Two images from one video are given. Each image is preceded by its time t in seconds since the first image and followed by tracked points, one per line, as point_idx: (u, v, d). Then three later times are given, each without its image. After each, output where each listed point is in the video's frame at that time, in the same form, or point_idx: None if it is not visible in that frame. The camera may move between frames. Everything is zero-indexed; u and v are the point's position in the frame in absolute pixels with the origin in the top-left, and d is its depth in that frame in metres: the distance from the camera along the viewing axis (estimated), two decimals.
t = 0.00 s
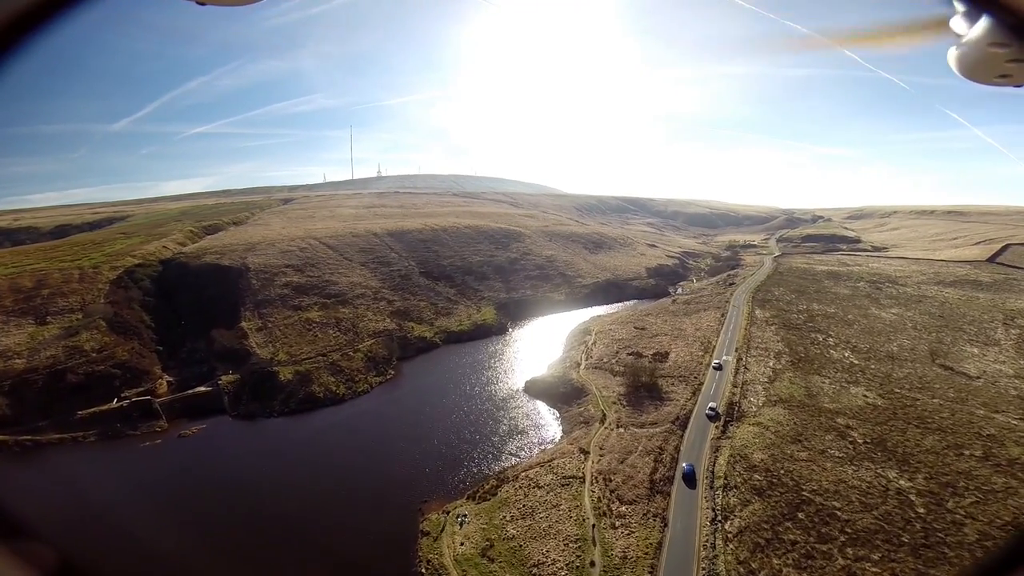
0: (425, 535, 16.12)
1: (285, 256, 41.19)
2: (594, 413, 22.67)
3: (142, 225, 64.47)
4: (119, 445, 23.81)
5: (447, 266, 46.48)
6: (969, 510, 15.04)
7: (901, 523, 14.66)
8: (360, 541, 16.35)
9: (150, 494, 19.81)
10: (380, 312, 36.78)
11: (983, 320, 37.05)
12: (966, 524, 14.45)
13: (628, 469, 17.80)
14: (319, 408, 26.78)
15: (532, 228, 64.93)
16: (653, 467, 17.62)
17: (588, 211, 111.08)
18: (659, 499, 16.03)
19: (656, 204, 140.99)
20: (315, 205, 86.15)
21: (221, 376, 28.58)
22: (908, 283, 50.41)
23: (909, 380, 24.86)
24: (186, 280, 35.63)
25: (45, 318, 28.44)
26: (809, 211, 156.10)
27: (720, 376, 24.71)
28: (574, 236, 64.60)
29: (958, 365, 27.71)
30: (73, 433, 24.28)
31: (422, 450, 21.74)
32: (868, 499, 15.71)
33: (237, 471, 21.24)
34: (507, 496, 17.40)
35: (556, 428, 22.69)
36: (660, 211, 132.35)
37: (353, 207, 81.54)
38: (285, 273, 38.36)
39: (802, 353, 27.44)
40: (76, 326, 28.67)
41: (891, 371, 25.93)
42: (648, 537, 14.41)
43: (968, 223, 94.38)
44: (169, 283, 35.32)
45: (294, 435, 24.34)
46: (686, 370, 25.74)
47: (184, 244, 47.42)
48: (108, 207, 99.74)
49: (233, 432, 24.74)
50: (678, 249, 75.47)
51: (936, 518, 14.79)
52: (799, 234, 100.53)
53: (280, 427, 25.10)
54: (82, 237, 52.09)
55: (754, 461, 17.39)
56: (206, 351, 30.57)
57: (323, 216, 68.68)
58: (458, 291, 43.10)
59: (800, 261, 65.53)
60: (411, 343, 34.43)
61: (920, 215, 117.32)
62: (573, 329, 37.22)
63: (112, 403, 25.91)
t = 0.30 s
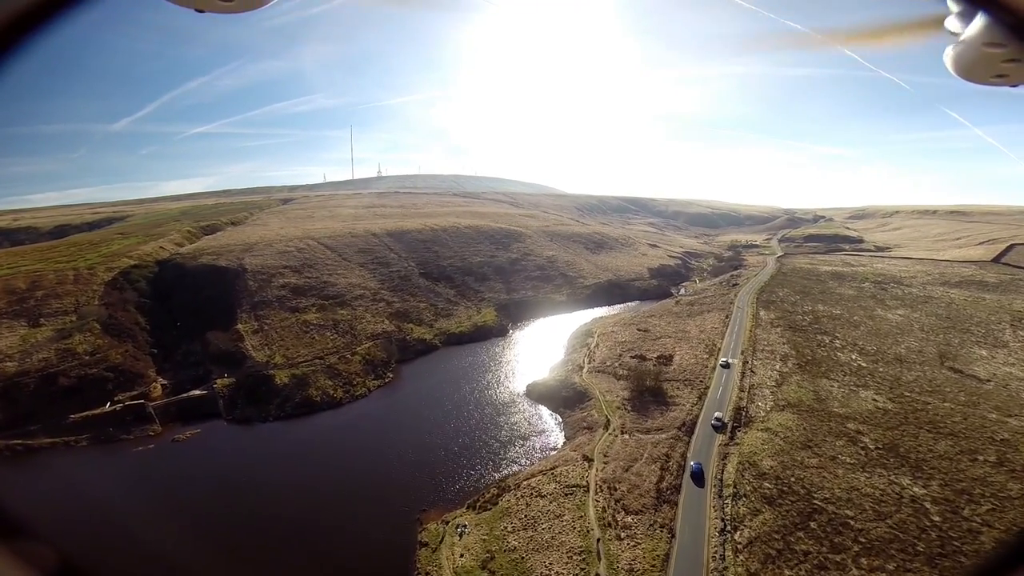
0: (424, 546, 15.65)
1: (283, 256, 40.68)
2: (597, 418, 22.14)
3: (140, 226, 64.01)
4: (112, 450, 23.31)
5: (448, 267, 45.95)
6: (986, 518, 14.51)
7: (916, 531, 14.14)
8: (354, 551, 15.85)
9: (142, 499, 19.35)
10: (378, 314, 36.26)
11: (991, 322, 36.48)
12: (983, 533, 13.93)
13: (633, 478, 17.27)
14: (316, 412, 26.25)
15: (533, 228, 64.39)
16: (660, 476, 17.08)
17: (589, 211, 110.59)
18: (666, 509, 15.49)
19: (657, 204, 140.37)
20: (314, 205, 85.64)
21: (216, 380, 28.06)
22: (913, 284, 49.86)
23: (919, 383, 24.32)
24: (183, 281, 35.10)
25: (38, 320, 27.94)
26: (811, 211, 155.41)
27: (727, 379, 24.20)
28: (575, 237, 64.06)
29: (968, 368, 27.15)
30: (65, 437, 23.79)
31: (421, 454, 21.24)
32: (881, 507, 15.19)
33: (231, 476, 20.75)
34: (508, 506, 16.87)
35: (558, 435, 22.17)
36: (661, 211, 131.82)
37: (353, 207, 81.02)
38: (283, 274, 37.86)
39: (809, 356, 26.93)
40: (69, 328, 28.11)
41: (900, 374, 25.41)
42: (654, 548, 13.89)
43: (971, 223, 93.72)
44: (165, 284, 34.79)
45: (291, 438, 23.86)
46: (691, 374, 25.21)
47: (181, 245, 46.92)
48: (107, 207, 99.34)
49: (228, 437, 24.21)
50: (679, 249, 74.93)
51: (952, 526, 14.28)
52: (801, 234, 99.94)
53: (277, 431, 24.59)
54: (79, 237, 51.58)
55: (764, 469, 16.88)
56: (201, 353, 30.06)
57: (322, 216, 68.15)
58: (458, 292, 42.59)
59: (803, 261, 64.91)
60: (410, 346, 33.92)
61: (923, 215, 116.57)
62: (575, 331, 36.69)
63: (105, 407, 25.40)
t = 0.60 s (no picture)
0: (422, 557, 15.19)
1: (281, 257, 40.22)
2: (599, 423, 21.70)
3: (137, 225, 63.52)
4: (104, 455, 22.85)
5: (447, 267, 45.50)
6: (1002, 524, 14.02)
7: (929, 539, 13.69)
8: (346, 562, 15.34)
9: (133, 503, 18.87)
10: (377, 315, 35.81)
11: (997, 323, 36.00)
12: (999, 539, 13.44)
13: (638, 485, 16.82)
14: (312, 416, 25.79)
15: (533, 228, 63.92)
16: (667, 483, 16.63)
17: (589, 211, 110.14)
18: (672, 518, 15.04)
19: (657, 204, 139.93)
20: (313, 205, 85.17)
21: (212, 383, 27.61)
22: (916, 284, 49.41)
23: (927, 386, 23.84)
24: (178, 282, 34.65)
25: (31, 322, 27.34)
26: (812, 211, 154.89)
27: (731, 383, 23.77)
28: (576, 236, 63.64)
29: (975, 370, 26.68)
30: (57, 441, 23.35)
31: (420, 459, 20.79)
32: (893, 514, 14.72)
33: (225, 481, 20.28)
34: (509, 515, 16.42)
35: (559, 440, 21.72)
36: (661, 211, 131.38)
37: (351, 206, 80.52)
38: (280, 275, 37.39)
39: (814, 358, 26.47)
40: (63, 330, 27.58)
41: (907, 377, 24.96)
42: (660, 558, 13.44)
43: (973, 223, 93.19)
44: (161, 285, 34.30)
45: (288, 442, 23.41)
46: (694, 377, 24.77)
47: (177, 245, 46.43)
48: (105, 207, 98.89)
49: (223, 441, 23.76)
50: (680, 249, 74.48)
51: (965, 532, 13.81)
52: (802, 234, 99.50)
53: (273, 435, 24.14)
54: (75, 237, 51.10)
55: (772, 475, 16.43)
56: (196, 356, 29.60)
57: (321, 216, 67.68)
58: (458, 293, 42.14)
59: (805, 262, 64.46)
60: (409, 348, 33.48)
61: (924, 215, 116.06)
62: (575, 333, 36.25)
63: (98, 411, 24.94)
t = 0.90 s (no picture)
0: (420, 568, 14.66)
1: (278, 258, 39.69)
2: (603, 429, 21.18)
3: (134, 225, 62.96)
4: (95, 460, 22.30)
5: (447, 268, 44.99)
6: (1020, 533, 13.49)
7: (946, 548, 13.17)
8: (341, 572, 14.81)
9: (123, 508, 18.35)
10: (375, 316, 35.29)
11: (1005, 324, 35.45)
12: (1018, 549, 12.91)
13: (644, 494, 16.30)
14: (308, 420, 25.27)
15: (534, 228, 63.38)
16: (673, 492, 16.11)
17: (590, 211, 109.56)
18: (679, 529, 14.51)
19: (658, 204, 139.40)
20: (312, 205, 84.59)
21: (206, 386, 27.09)
22: (920, 285, 48.90)
23: (936, 390, 23.31)
24: (174, 282, 34.14)
25: (23, 324, 26.77)
26: (812, 211, 154.33)
27: (738, 386, 23.26)
28: (576, 236, 63.10)
29: (985, 373, 26.17)
30: (48, 446, 22.81)
31: (419, 464, 20.28)
32: (908, 522, 14.19)
33: (219, 484, 19.77)
34: (510, 525, 15.89)
35: (561, 447, 21.20)
36: (662, 210, 130.83)
37: (350, 206, 79.94)
38: (277, 276, 36.86)
39: (821, 361, 25.95)
40: (55, 332, 27.06)
41: (916, 379, 24.45)
42: (668, 572, 12.90)
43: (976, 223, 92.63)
44: (156, 286, 33.78)
45: (284, 445, 22.90)
46: (699, 381, 24.25)
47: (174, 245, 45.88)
48: (103, 207, 98.34)
49: (218, 445, 23.23)
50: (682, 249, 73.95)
51: (983, 542, 13.29)
52: (804, 233, 98.99)
53: (268, 439, 23.63)
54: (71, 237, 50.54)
55: (782, 483, 15.95)
56: (191, 358, 29.10)
57: (320, 216, 67.08)
58: (458, 294, 41.62)
59: (807, 262, 63.93)
60: (407, 350, 32.99)
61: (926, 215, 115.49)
62: (577, 335, 35.74)
63: (90, 415, 24.39)
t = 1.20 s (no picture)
0: None
1: (275, 258, 39.21)
2: (606, 434, 20.73)
3: (131, 225, 62.42)
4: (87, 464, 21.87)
5: (446, 268, 44.51)
6: None
7: (961, 555, 12.72)
8: None
9: (115, 511, 17.92)
10: (373, 318, 34.84)
11: (1012, 326, 34.95)
12: None
13: (649, 503, 15.86)
14: (305, 425, 24.83)
15: (534, 228, 62.86)
16: (679, 500, 15.66)
17: (590, 211, 108.96)
18: (685, 539, 14.06)
19: (658, 204, 138.85)
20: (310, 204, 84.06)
21: (202, 389, 26.65)
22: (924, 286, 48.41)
23: (945, 393, 22.84)
24: (170, 283, 33.71)
25: (16, 325, 26.35)
26: (813, 211, 153.83)
27: (743, 390, 22.82)
28: (577, 236, 62.60)
29: (994, 375, 25.67)
30: (40, 450, 22.38)
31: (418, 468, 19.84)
32: (922, 530, 13.73)
33: (214, 486, 19.34)
34: (512, 535, 15.44)
35: (563, 453, 20.75)
36: (662, 210, 130.29)
37: (349, 206, 79.40)
38: (274, 277, 36.39)
39: (827, 364, 25.49)
40: (48, 334, 26.63)
41: (924, 382, 23.97)
42: None
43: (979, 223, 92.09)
44: (152, 287, 33.34)
45: (281, 448, 22.47)
46: (704, 385, 23.78)
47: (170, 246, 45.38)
48: (102, 207, 97.84)
49: (213, 449, 22.79)
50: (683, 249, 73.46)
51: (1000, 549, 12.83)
52: (805, 233, 98.44)
53: (264, 443, 23.19)
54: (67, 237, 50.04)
55: (791, 490, 15.51)
56: (187, 360, 28.68)
57: (318, 216, 66.55)
58: (457, 294, 41.14)
59: (809, 262, 63.41)
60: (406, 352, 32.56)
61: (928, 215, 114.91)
62: (578, 336, 35.29)
63: (83, 418, 23.96)
